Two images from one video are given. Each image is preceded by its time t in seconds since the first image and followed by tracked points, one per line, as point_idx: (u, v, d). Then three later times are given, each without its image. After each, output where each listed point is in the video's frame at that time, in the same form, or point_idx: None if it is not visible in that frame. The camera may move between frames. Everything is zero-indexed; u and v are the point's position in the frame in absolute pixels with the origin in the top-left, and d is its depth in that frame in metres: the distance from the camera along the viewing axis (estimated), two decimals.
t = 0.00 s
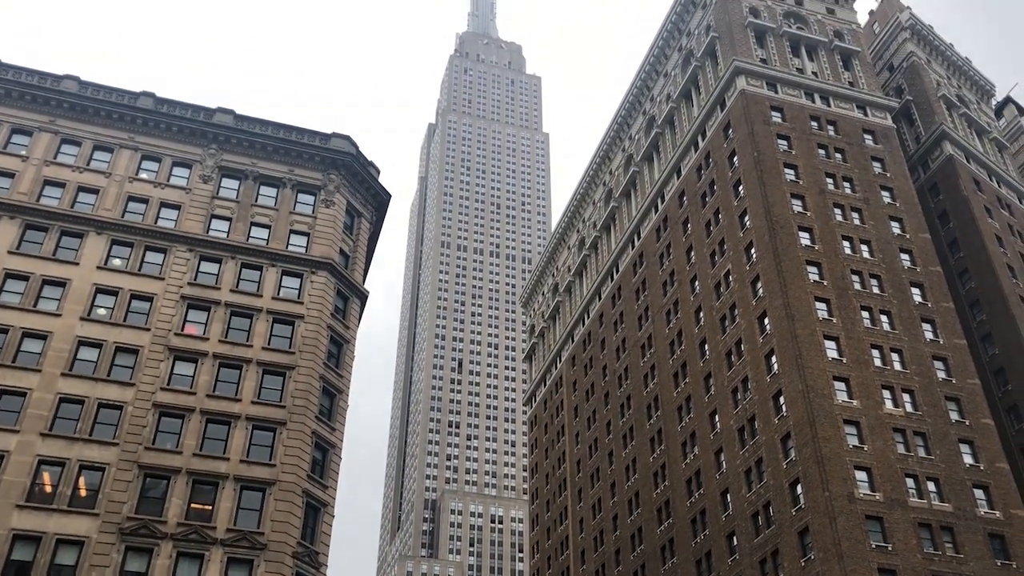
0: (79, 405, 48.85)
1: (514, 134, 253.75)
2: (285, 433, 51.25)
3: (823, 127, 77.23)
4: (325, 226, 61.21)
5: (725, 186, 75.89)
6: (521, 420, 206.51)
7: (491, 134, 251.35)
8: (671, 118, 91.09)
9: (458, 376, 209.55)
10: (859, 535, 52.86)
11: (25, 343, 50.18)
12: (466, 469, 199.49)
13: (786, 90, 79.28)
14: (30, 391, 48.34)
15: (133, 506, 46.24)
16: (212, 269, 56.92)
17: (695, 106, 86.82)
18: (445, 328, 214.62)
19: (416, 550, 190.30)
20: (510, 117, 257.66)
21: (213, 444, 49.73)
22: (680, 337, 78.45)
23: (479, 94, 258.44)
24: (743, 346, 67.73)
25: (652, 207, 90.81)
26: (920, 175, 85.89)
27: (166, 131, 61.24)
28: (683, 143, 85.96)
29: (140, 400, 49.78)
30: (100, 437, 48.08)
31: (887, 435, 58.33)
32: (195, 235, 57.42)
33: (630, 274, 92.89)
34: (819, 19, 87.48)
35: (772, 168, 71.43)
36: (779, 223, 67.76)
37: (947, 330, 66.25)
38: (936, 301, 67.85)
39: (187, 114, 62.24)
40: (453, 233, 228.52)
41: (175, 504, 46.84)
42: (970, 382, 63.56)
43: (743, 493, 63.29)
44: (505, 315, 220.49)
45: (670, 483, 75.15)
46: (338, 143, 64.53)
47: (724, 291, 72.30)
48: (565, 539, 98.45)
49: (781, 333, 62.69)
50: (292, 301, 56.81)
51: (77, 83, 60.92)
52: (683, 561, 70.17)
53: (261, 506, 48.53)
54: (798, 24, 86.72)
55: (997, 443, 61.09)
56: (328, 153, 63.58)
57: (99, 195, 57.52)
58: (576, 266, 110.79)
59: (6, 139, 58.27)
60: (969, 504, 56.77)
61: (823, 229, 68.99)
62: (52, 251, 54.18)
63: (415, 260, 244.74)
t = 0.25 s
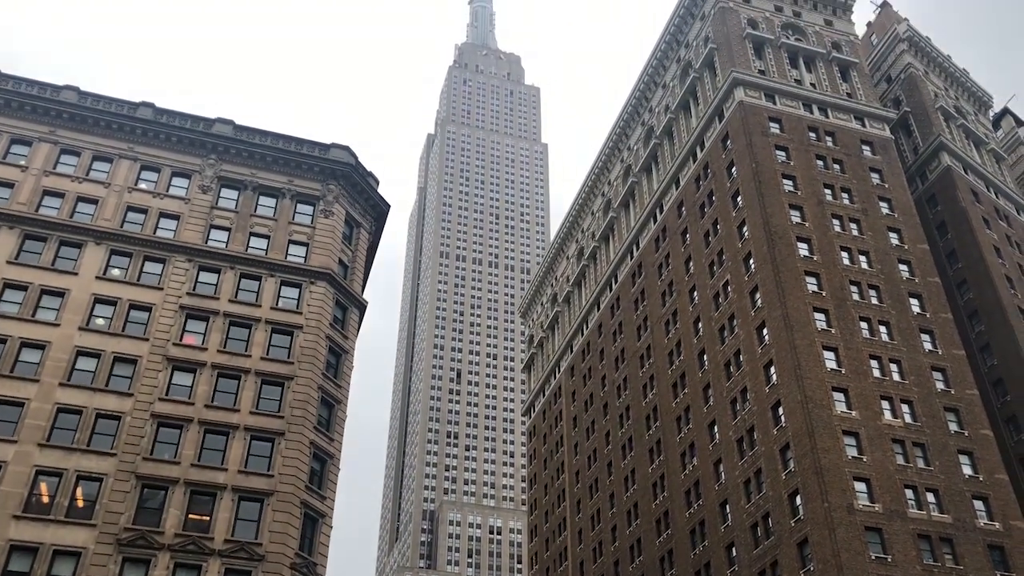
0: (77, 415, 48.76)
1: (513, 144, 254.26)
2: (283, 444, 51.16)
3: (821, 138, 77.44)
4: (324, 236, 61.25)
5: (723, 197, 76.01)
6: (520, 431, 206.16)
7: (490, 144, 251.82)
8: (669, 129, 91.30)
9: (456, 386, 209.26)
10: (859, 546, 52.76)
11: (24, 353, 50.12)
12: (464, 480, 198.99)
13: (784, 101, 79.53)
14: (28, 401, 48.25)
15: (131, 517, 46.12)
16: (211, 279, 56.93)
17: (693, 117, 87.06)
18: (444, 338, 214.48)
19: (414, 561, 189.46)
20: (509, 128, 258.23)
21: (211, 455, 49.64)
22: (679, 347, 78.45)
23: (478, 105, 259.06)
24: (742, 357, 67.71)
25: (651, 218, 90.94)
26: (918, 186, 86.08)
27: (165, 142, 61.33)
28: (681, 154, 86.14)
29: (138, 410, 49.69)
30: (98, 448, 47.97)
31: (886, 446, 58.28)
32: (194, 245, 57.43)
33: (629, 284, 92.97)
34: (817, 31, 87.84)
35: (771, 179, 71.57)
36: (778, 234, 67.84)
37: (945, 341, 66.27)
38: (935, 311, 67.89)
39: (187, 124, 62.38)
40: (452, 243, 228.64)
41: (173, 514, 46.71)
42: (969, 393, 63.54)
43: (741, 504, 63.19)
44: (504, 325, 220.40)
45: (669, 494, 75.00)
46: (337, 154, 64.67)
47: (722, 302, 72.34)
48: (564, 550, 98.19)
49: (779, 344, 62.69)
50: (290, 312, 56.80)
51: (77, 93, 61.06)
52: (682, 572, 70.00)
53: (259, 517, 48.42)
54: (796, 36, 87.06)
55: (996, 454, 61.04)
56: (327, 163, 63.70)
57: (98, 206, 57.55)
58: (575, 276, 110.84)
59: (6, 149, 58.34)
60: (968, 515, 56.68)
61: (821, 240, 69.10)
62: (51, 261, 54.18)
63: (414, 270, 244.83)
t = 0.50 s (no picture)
0: (76, 425, 48.66)
1: (512, 155, 254.66)
2: (282, 454, 51.07)
3: (820, 149, 77.63)
4: (324, 247, 61.29)
5: (723, 208, 76.09)
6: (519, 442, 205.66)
7: (490, 156, 252.27)
8: (669, 140, 91.47)
9: (455, 397, 208.93)
10: (859, 558, 52.61)
11: (22, 364, 50.07)
12: (463, 491, 198.31)
13: (783, 112, 79.73)
14: (27, 411, 48.17)
15: (129, 528, 45.98)
16: (210, 289, 56.95)
17: (693, 128, 87.26)
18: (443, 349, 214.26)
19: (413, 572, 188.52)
20: (508, 139, 258.70)
21: (210, 465, 49.54)
22: (679, 358, 78.40)
23: (478, 116, 259.62)
24: (742, 367, 67.65)
25: (650, 228, 91.02)
26: (916, 197, 86.24)
27: (165, 152, 61.43)
28: (681, 165, 86.27)
29: (137, 421, 49.60)
30: (96, 458, 47.87)
31: (886, 457, 58.18)
32: (193, 255, 57.47)
33: (629, 295, 93.00)
34: (816, 43, 88.19)
35: (770, 190, 71.68)
36: (777, 245, 67.91)
37: (945, 352, 66.24)
38: (934, 323, 67.90)
39: (187, 135, 62.51)
40: (452, 254, 228.78)
41: (171, 525, 46.58)
42: (969, 404, 63.48)
43: (741, 515, 63.06)
44: (503, 336, 220.26)
45: (668, 505, 74.82)
46: (337, 164, 64.80)
47: (722, 313, 72.34)
48: (563, 562, 97.82)
49: (779, 355, 62.66)
50: (290, 322, 56.77)
51: (77, 103, 61.19)
52: None
53: (258, 528, 48.29)
54: (795, 48, 87.39)
55: (997, 466, 60.94)
56: (327, 174, 63.81)
57: (98, 216, 57.58)
58: (574, 287, 110.88)
59: (6, 159, 58.42)
60: (969, 527, 56.53)
61: (821, 251, 69.17)
62: (50, 271, 54.18)
63: (414, 281, 244.89)
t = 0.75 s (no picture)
0: (75, 433, 48.59)
1: (512, 163, 254.98)
2: (281, 462, 51.00)
3: (819, 158, 77.77)
4: (323, 255, 61.33)
5: (722, 216, 76.17)
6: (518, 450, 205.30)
7: (490, 164, 252.62)
8: (668, 149, 91.62)
9: (455, 405, 208.71)
10: (859, 567, 52.49)
11: (22, 371, 50.04)
12: (462, 500, 197.83)
13: (783, 121, 79.89)
14: (26, 419, 48.11)
15: (127, 536, 45.88)
16: (210, 296, 56.95)
17: (692, 137, 87.41)
18: (443, 357, 214.13)
19: None
20: (508, 147, 259.09)
21: (208, 473, 49.46)
22: (678, 367, 78.35)
23: (477, 124, 260.07)
24: (741, 376, 67.61)
25: (650, 237, 91.08)
26: (916, 206, 86.35)
27: (165, 160, 61.50)
28: (680, 173, 86.39)
29: (136, 429, 49.54)
30: (94, 466, 47.78)
31: (886, 466, 58.12)
32: (193, 263, 57.49)
33: (628, 303, 93.00)
34: (815, 52, 88.45)
35: (769, 199, 71.78)
36: (777, 254, 67.97)
37: (945, 361, 66.22)
38: (934, 332, 67.89)
39: (187, 143, 62.59)
40: (451, 262, 228.88)
41: (169, 534, 46.47)
42: (969, 414, 63.45)
43: (741, 524, 62.94)
44: (502, 344, 220.16)
45: (668, 514, 74.66)
46: (337, 173, 64.90)
47: (721, 321, 72.36)
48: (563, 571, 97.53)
49: (778, 363, 62.63)
50: (289, 330, 56.78)
51: (77, 111, 61.28)
52: None
53: (256, 536, 48.21)
54: (794, 57, 87.64)
55: (996, 475, 60.87)
56: (327, 182, 63.89)
57: (98, 224, 57.61)
58: (574, 295, 110.92)
59: (6, 167, 58.47)
60: (968, 536, 56.45)
61: (820, 260, 69.23)
62: (50, 278, 54.19)
63: (413, 289, 244.93)
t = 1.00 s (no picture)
0: (73, 443, 48.49)
1: (511, 173, 255.36)
2: (279, 473, 50.90)
3: (818, 169, 77.91)
4: (323, 265, 61.35)
5: (721, 227, 76.25)
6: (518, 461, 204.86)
7: (489, 174, 253.01)
8: (667, 159, 91.82)
9: (454, 415, 208.42)
10: None
11: (20, 381, 49.97)
12: (461, 511, 197.19)
13: (781, 132, 80.10)
14: (24, 429, 48.02)
15: (125, 547, 45.73)
16: (209, 306, 56.94)
17: (691, 147, 87.58)
18: (442, 367, 213.92)
19: None
20: (507, 157, 259.56)
21: (207, 483, 49.35)
22: (677, 377, 78.28)
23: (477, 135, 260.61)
24: (740, 386, 67.54)
25: (649, 247, 91.16)
26: (914, 217, 86.49)
27: (165, 170, 61.57)
28: (679, 184, 86.52)
29: (134, 438, 49.45)
30: (92, 477, 47.66)
31: (885, 477, 58.02)
32: (192, 272, 57.51)
33: (627, 313, 92.98)
34: (813, 63, 88.75)
35: (768, 210, 71.87)
36: (776, 264, 68.02)
37: (944, 372, 66.20)
38: (933, 342, 67.92)
39: (187, 153, 62.71)
40: (450, 272, 228.93)
41: (167, 544, 46.34)
42: (968, 424, 63.40)
43: (740, 535, 62.77)
44: (501, 355, 220.01)
45: (667, 525, 74.46)
46: (337, 183, 64.99)
47: (721, 331, 72.34)
48: None
49: (777, 374, 62.58)
50: (288, 339, 56.74)
51: (78, 121, 61.41)
52: None
53: (254, 547, 48.08)
54: (793, 68, 87.92)
55: (996, 486, 60.76)
56: (326, 192, 63.96)
57: (97, 233, 57.65)
58: (573, 305, 110.93)
59: (6, 177, 58.52)
60: (968, 548, 56.32)
61: (819, 270, 69.28)
62: (49, 288, 54.17)
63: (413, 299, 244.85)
